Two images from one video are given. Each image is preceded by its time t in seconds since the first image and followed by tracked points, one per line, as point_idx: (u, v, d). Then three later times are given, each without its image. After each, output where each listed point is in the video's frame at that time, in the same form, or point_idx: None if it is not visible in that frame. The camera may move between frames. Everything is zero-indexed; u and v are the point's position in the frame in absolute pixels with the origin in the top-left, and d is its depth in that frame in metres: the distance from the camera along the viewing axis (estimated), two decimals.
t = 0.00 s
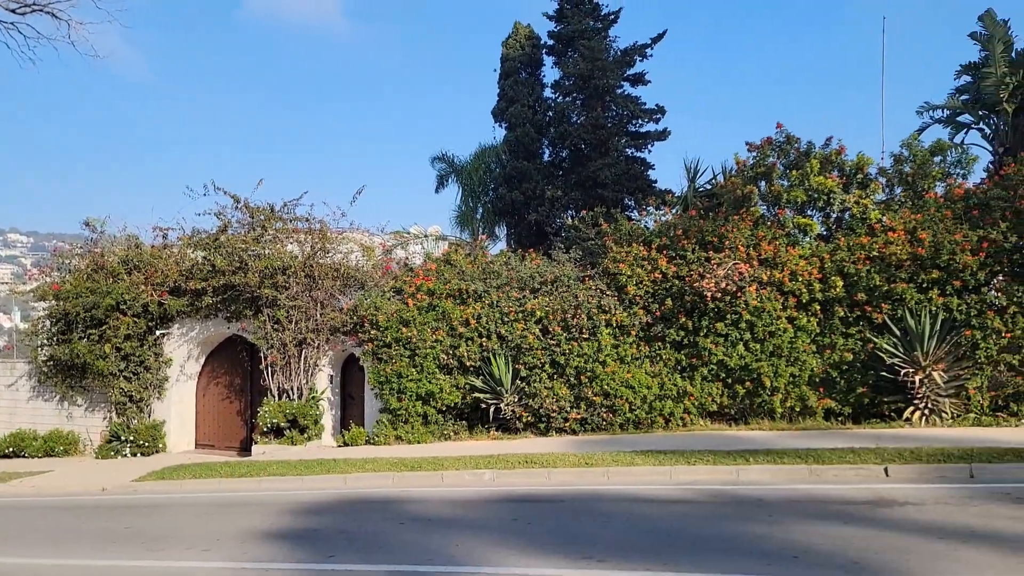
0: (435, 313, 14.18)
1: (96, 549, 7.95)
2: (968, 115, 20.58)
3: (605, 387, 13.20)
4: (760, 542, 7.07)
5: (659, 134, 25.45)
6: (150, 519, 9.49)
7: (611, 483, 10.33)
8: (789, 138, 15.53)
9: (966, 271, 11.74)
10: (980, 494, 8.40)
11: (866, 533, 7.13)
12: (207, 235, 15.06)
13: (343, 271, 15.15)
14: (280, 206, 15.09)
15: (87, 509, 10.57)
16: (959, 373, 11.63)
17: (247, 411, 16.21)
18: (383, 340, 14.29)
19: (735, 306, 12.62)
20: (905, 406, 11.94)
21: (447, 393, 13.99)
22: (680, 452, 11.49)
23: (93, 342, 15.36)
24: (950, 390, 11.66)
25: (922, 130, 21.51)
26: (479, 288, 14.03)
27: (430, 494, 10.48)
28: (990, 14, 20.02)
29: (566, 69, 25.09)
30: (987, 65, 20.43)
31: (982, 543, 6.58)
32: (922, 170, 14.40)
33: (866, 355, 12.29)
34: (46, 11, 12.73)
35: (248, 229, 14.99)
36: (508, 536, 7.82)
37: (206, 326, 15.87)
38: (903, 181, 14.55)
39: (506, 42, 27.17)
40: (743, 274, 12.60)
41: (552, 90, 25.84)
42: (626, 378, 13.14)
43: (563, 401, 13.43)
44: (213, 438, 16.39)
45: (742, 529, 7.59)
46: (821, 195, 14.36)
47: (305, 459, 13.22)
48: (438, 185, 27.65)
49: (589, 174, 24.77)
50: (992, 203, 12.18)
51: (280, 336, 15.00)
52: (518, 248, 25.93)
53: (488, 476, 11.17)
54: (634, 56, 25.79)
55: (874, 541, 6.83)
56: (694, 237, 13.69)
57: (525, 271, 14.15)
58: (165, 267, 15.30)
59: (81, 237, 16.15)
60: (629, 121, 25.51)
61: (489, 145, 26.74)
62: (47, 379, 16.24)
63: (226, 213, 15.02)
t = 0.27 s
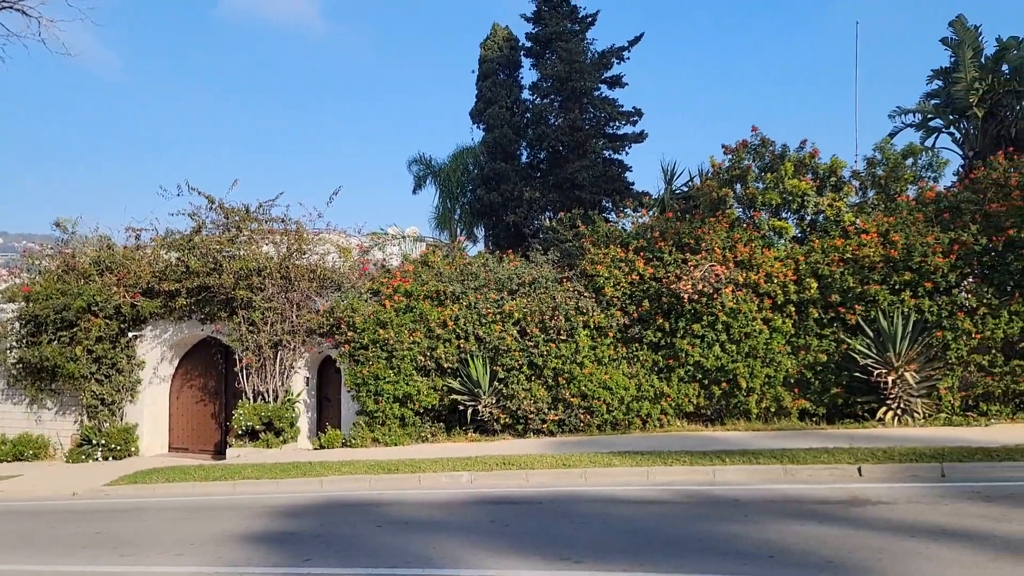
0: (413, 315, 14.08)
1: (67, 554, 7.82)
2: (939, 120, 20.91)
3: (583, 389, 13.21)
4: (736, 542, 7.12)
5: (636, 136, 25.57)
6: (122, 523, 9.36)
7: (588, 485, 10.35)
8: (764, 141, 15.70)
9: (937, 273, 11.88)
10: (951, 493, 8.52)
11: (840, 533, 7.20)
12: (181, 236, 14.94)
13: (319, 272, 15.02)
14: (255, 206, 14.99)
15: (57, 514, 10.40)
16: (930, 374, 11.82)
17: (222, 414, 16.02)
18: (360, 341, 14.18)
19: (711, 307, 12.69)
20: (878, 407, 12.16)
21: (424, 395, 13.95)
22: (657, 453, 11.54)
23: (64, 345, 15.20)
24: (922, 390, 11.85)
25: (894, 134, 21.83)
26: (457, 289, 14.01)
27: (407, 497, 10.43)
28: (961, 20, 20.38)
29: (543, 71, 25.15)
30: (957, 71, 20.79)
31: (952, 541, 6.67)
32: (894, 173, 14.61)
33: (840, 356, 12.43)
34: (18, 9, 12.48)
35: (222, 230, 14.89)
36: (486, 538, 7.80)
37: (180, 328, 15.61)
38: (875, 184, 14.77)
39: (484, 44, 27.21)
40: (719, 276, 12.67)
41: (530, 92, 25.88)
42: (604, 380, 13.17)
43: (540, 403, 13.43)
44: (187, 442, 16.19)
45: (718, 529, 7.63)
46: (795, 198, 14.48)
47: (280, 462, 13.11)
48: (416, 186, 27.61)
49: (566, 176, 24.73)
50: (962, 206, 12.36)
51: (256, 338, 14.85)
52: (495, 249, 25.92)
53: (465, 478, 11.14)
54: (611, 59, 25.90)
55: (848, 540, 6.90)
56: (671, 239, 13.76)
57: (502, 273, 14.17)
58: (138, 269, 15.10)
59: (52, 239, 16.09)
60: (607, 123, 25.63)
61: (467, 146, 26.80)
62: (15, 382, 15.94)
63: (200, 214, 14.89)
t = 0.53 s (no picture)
0: (394, 317, 14.02)
1: (41, 561, 7.71)
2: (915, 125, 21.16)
3: (564, 391, 13.22)
4: (716, 543, 7.14)
5: (617, 140, 25.66)
6: (98, 529, 9.24)
7: (569, 487, 10.36)
8: (744, 145, 15.81)
9: (914, 275, 11.98)
10: (928, 494, 8.61)
11: (819, 533, 7.26)
12: (159, 237, 14.76)
13: (299, 274, 14.85)
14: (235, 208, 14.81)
15: (31, 519, 10.25)
16: (908, 376, 11.97)
17: (200, 417, 15.94)
18: (340, 344, 14.14)
19: (691, 310, 12.73)
20: (856, 408, 12.32)
21: (405, 398, 13.90)
22: (638, 455, 11.56)
23: (39, 348, 15.01)
24: (899, 392, 11.99)
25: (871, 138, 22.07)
26: (438, 292, 14.00)
27: (388, 500, 10.38)
28: (937, 27, 20.68)
29: (525, 74, 25.18)
30: (933, 76, 21.06)
31: (929, 541, 6.74)
32: (872, 177, 14.77)
33: (819, 358, 12.53)
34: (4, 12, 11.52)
35: (201, 231, 14.67)
36: (466, 540, 7.78)
37: (157, 331, 15.53)
38: (853, 188, 14.91)
39: (466, 46, 27.21)
40: (699, 279, 12.74)
41: (511, 95, 25.91)
42: (585, 382, 13.18)
43: (522, 405, 13.42)
44: (165, 446, 16.03)
45: (698, 530, 7.66)
46: (775, 201, 14.57)
47: (259, 466, 13.01)
48: (398, 189, 27.54)
49: (548, 179, 24.77)
50: (938, 210, 12.50)
51: (235, 340, 14.77)
52: (477, 251, 25.90)
53: (446, 481, 11.12)
54: (593, 62, 25.98)
55: (826, 541, 6.95)
56: (652, 242, 13.82)
57: (484, 275, 14.19)
58: (115, 271, 14.96)
59: (27, 241, 16.04)
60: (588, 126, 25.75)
61: (449, 149, 26.82)
62: None
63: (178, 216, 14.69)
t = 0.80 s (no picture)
0: (375, 320, 13.97)
1: (14, 568, 7.59)
2: (892, 131, 21.40)
3: (546, 395, 13.24)
4: (695, 546, 7.17)
5: (599, 144, 25.76)
6: (73, 535, 9.11)
7: (550, 491, 10.36)
8: (724, 150, 15.92)
9: (891, 279, 12.14)
10: (905, 495, 8.69)
11: (797, 536, 7.30)
12: (137, 240, 14.61)
13: (279, 277, 14.81)
14: (214, 210, 14.69)
15: (4, 525, 10.09)
16: (884, 378, 12.13)
17: (178, 421, 15.80)
18: (320, 347, 14.05)
19: (672, 313, 12.81)
20: (834, 411, 12.49)
21: (386, 401, 13.84)
22: (618, 458, 11.59)
23: (13, 351, 14.77)
24: (876, 395, 12.13)
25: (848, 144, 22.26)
26: (419, 295, 13.96)
27: (368, 504, 10.32)
28: (914, 34, 20.97)
29: (507, 77, 25.21)
30: (910, 83, 21.34)
31: (906, 543, 6.80)
32: (850, 182, 14.95)
33: (797, 361, 12.64)
34: None
35: (180, 234, 14.56)
36: (447, 545, 7.75)
37: (135, 333, 15.34)
38: (831, 193, 15.07)
39: (448, 49, 27.24)
40: (680, 282, 12.80)
41: (493, 98, 25.92)
42: (566, 386, 13.20)
43: (503, 408, 13.42)
44: (141, 450, 15.86)
45: (678, 533, 7.68)
46: (754, 206, 14.71)
47: (238, 470, 12.89)
48: (379, 192, 27.47)
49: (530, 182, 24.80)
50: (915, 215, 12.68)
51: (213, 343, 14.63)
52: (459, 254, 25.87)
53: (427, 485, 11.07)
54: (574, 66, 26.07)
55: (805, 544, 7.00)
56: (633, 245, 13.88)
57: (466, 278, 14.18)
58: (91, 273, 14.76)
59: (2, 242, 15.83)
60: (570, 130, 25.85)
61: (430, 151, 26.81)
62: None
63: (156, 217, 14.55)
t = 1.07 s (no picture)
0: (354, 323, 13.92)
1: None
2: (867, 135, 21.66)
3: (526, 398, 13.24)
4: (675, 548, 7.20)
5: (578, 147, 25.82)
6: (45, 541, 8.96)
7: (530, 494, 10.35)
8: (703, 153, 15.97)
9: (867, 283, 12.30)
10: (881, 497, 8.79)
11: (775, 537, 7.36)
12: (112, 241, 14.42)
13: (257, 280, 14.71)
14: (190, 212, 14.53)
15: None
16: (860, 381, 12.25)
17: (153, 425, 15.69)
18: (299, 350, 13.96)
19: (652, 316, 12.87)
20: (812, 412, 12.54)
21: (365, 405, 13.77)
22: (598, 460, 11.62)
23: None
24: (852, 397, 12.25)
25: (825, 148, 22.50)
26: (399, 297, 13.90)
27: (347, 508, 10.25)
28: (889, 40, 21.27)
29: (487, 80, 25.21)
30: (885, 88, 21.60)
31: (883, 544, 6.87)
32: (826, 187, 15.12)
33: (775, 364, 12.75)
34: None
35: (156, 235, 14.37)
36: (426, 548, 7.72)
37: (110, 336, 15.16)
38: (808, 197, 15.23)
39: (428, 51, 27.19)
40: (660, 285, 12.86)
41: (473, 100, 25.92)
42: (546, 389, 13.22)
43: (483, 411, 13.40)
44: (116, 454, 15.66)
45: (658, 535, 7.71)
46: (732, 209, 14.84)
47: (215, 474, 12.77)
48: (359, 195, 27.34)
49: (510, 184, 24.84)
50: (890, 219, 12.85)
51: (190, 346, 14.49)
52: (438, 257, 25.83)
53: (406, 489, 11.02)
54: (554, 70, 26.13)
55: (782, 545, 7.05)
56: (613, 249, 13.95)
57: (445, 281, 14.14)
58: (65, 275, 14.57)
59: None
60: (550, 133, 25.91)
61: (410, 154, 26.76)
62: None
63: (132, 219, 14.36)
